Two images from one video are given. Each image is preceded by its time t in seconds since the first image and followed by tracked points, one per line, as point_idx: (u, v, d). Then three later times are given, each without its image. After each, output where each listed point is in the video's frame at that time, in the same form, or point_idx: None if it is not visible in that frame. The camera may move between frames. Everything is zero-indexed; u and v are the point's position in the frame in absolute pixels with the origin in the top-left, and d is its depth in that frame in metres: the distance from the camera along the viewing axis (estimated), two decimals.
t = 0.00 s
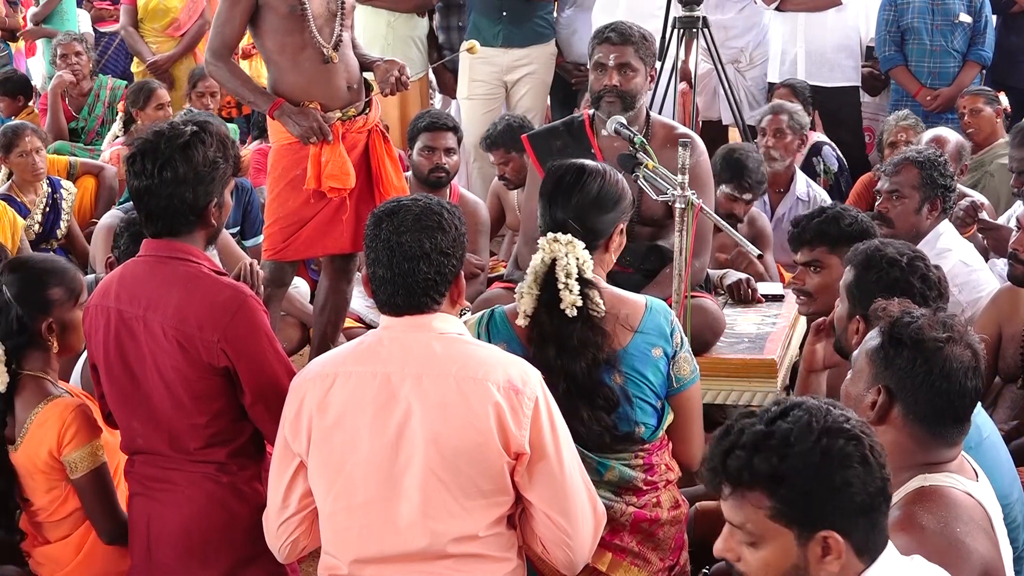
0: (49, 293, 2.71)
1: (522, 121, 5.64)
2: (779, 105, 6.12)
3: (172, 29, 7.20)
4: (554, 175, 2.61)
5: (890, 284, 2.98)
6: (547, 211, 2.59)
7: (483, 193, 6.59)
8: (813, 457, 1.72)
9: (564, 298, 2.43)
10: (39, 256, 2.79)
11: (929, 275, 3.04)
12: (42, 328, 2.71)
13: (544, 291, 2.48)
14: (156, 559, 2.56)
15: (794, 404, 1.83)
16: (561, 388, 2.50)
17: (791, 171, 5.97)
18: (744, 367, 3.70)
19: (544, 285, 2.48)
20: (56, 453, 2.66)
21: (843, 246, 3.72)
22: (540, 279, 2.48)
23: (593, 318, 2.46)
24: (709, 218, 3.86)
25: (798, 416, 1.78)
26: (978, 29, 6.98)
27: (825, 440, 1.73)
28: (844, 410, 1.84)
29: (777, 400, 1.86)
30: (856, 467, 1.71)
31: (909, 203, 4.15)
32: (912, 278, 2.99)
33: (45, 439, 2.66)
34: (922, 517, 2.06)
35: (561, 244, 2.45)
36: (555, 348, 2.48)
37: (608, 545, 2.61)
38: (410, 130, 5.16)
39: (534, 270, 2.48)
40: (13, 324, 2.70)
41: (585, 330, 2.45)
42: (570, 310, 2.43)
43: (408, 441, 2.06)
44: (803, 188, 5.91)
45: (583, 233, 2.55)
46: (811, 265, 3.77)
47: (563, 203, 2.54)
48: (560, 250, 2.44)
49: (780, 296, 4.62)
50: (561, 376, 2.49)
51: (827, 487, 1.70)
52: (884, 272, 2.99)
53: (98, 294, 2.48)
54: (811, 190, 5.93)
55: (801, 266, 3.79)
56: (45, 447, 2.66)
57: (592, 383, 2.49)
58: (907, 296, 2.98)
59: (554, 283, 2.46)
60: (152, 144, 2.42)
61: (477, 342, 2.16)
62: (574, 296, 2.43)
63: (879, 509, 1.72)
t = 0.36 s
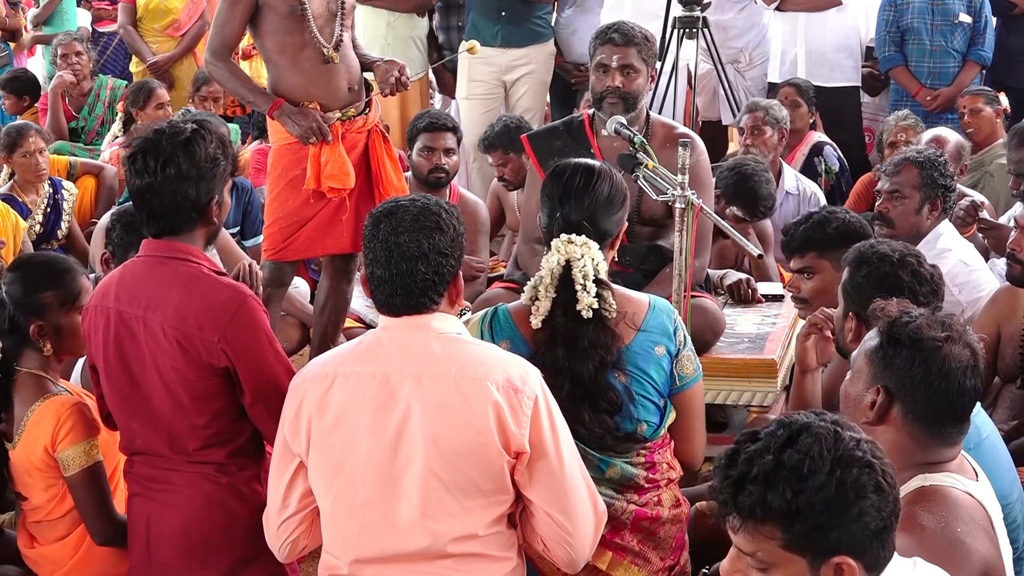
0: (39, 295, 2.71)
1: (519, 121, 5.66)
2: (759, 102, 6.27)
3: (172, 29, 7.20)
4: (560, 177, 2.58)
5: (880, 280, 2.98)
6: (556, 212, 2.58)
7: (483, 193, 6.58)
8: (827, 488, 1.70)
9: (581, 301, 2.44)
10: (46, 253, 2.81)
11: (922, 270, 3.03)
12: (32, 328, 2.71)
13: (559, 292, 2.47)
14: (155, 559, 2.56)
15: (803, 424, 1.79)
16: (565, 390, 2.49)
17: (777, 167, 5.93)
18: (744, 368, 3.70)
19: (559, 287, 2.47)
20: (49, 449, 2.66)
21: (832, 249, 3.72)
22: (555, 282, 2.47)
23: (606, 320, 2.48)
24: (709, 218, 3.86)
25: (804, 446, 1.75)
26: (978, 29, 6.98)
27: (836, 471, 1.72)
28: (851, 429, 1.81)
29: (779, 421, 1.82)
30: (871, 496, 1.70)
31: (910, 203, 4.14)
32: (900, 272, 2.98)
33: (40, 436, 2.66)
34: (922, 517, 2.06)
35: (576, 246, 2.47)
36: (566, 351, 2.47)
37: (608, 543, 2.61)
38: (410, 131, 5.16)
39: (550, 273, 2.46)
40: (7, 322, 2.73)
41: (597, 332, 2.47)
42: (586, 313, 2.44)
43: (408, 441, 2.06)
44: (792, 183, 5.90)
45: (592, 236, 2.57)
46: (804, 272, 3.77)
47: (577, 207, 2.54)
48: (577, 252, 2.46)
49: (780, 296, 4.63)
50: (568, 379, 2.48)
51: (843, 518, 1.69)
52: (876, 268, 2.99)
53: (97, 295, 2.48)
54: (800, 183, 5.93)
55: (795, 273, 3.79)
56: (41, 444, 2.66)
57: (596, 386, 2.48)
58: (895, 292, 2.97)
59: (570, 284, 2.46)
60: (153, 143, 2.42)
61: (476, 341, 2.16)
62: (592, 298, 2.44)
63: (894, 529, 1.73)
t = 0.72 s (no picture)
0: (76, 290, 2.74)
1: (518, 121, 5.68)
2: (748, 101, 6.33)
3: (180, 28, 7.21)
4: (566, 175, 2.57)
5: (891, 284, 2.97)
6: (563, 211, 2.57)
7: (483, 193, 6.58)
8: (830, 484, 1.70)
9: (592, 298, 2.44)
10: (62, 253, 2.81)
11: (930, 275, 3.03)
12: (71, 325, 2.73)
13: (570, 291, 2.47)
14: (154, 560, 2.56)
15: (818, 420, 1.79)
16: (571, 387, 2.49)
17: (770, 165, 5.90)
18: (744, 368, 3.70)
19: (569, 285, 2.47)
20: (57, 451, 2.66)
21: (826, 253, 3.73)
22: (566, 280, 2.46)
23: (615, 318, 2.49)
24: (709, 218, 3.86)
25: (815, 439, 1.75)
26: (978, 29, 6.98)
27: (841, 468, 1.71)
28: (866, 434, 1.81)
29: (795, 414, 1.83)
30: (874, 500, 1.70)
31: (909, 203, 4.15)
32: (914, 278, 2.98)
33: (47, 437, 2.66)
34: (922, 516, 2.06)
35: (586, 245, 2.46)
36: (575, 348, 2.47)
37: (609, 539, 2.61)
38: (409, 131, 5.16)
39: (561, 271, 2.46)
40: (41, 320, 2.73)
41: (606, 330, 2.47)
42: (597, 310, 2.44)
43: (408, 440, 2.06)
44: (786, 180, 5.86)
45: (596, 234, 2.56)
46: (799, 276, 3.79)
47: (585, 204, 2.53)
48: (587, 250, 2.45)
49: (780, 296, 4.63)
50: (574, 376, 2.48)
51: (843, 518, 1.69)
52: (886, 272, 2.98)
53: (97, 296, 2.48)
54: (795, 180, 5.90)
55: (790, 277, 3.81)
56: (49, 447, 2.66)
57: (601, 383, 2.48)
58: (905, 296, 2.98)
59: (580, 282, 2.46)
60: (161, 137, 2.43)
61: (477, 341, 2.16)
62: (602, 296, 2.44)
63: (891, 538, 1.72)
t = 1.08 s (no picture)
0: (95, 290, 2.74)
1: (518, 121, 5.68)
2: (745, 101, 6.34)
3: (188, 28, 7.22)
4: (570, 175, 2.57)
5: (890, 285, 2.97)
6: (567, 210, 2.56)
7: (483, 193, 6.57)
8: (792, 480, 1.70)
9: (599, 297, 2.44)
10: (72, 256, 2.78)
11: (930, 275, 3.03)
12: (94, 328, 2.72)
13: (578, 291, 2.47)
14: (155, 560, 2.56)
15: (815, 412, 1.79)
16: (577, 385, 2.49)
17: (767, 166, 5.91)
18: (743, 367, 3.70)
19: (576, 285, 2.47)
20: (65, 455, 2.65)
21: (805, 265, 3.74)
22: (573, 279, 2.46)
23: (622, 317, 2.49)
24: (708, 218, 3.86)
25: (802, 429, 1.75)
26: (978, 29, 6.98)
27: (810, 465, 1.70)
28: (870, 433, 1.79)
29: (807, 405, 1.84)
30: (851, 484, 1.68)
31: (909, 203, 4.15)
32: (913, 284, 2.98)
33: (58, 440, 2.64)
34: (922, 516, 2.06)
35: (593, 244, 2.46)
36: (581, 347, 2.47)
37: (611, 537, 2.60)
38: (409, 131, 5.16)
39: (569, 270, 2.46)
40: (65, 321, 2.69)
41: (614, 328, 2.47)
42: (605, 309, 2.44)
43: (410, 439, 2.06)
44: (784, 180, 5.85)
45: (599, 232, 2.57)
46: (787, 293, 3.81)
47: (591, 203, 2.54)
48: (594, 250, 2.45)
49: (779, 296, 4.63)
50: (580, 374, 2.48)
51: (819, 494, 1.68)
52: (887, 274, 2.98)
53: (99, 295, 2.48)
54: (792, 179, 5.89)
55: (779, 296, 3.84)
56: (58, 451, 2.65)
57: (606, 381, 2.48)
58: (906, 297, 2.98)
59: (587, 282, 2.46)
60: (172, 135, 2.44)
61: (480, 341, 2.16)
62: (610, 295, 2.44)
63: (857, 544, 1.68)
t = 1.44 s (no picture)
0: (95, 288, 2.73)
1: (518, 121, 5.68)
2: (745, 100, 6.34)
3: (189, 29, 7.21)
4: (567, 176, 2.57)
5: (906, 284, 2.97)
6: (566, 212, 2.56)
7: (483, 193, 6.57)
8: (763, 469, 1.76)
9: (600, 299, 2.44)
10: (79, 255, 2.79)
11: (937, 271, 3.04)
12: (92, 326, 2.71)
13: (579, 293, 2.47)
14: (156, 559, 2.56)
15: (817, 408, 1.82)
16: (578, 386, 2.49)
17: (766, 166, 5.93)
18: (743, 368, 3.70)
19: (577, 286, 2.47)
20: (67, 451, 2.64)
21: (797, 267, 3.76)
22: (575, 281, 2.47)
23: (623, 318, 2.49)
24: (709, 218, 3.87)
25: (791, 419, 1.80)
26: (977, 29, 6.98)
27: (783, 456, 1.75)
28: (870, 438, 1.79)
29: (815, 401, 1.86)
30: (822, 476, 1.70)
31: (908, 203, 4.15)
32: (925, 276, 2.99)
33: (59, 436, 2.64)
34: (920, 517, 2.06)
35: (593, 245, 2.47)
36: (582, 348, 2.47)
37: (611, 537, 2.61)
38: (409, 131, 5.16)
39: (569, 272, 2.46)
40: (62, 320, 2.70)
41: (615, 329, 2.47)
42: (606, 310, 2.44)
43: (413, 437, 2.06)
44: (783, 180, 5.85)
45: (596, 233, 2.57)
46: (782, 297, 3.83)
47: (589, 204, 2.54)
48: (594, 251, 2.45)
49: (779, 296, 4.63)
50: (580, 376, 2.48)
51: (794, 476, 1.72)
52: (898, 273, 2.98)
53: (103, 293, 2.48)
54: (791, 179, 5.89)
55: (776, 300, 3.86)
56: (59, 446, 2.64)
57: (607, 382, 2.48)
58: (920, 294, 2.98)
59: (589, 284, 2.46)
60: (188, 134, 2.45)
61: (483, 341, 2.16)
62: (611, 296, 2.45)
63: (828, 540, 1.70)
